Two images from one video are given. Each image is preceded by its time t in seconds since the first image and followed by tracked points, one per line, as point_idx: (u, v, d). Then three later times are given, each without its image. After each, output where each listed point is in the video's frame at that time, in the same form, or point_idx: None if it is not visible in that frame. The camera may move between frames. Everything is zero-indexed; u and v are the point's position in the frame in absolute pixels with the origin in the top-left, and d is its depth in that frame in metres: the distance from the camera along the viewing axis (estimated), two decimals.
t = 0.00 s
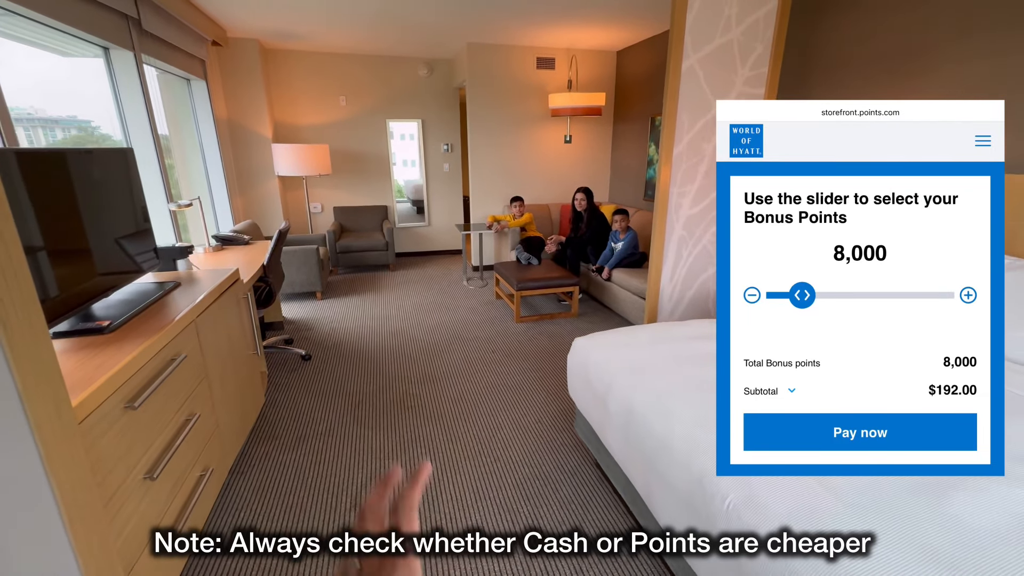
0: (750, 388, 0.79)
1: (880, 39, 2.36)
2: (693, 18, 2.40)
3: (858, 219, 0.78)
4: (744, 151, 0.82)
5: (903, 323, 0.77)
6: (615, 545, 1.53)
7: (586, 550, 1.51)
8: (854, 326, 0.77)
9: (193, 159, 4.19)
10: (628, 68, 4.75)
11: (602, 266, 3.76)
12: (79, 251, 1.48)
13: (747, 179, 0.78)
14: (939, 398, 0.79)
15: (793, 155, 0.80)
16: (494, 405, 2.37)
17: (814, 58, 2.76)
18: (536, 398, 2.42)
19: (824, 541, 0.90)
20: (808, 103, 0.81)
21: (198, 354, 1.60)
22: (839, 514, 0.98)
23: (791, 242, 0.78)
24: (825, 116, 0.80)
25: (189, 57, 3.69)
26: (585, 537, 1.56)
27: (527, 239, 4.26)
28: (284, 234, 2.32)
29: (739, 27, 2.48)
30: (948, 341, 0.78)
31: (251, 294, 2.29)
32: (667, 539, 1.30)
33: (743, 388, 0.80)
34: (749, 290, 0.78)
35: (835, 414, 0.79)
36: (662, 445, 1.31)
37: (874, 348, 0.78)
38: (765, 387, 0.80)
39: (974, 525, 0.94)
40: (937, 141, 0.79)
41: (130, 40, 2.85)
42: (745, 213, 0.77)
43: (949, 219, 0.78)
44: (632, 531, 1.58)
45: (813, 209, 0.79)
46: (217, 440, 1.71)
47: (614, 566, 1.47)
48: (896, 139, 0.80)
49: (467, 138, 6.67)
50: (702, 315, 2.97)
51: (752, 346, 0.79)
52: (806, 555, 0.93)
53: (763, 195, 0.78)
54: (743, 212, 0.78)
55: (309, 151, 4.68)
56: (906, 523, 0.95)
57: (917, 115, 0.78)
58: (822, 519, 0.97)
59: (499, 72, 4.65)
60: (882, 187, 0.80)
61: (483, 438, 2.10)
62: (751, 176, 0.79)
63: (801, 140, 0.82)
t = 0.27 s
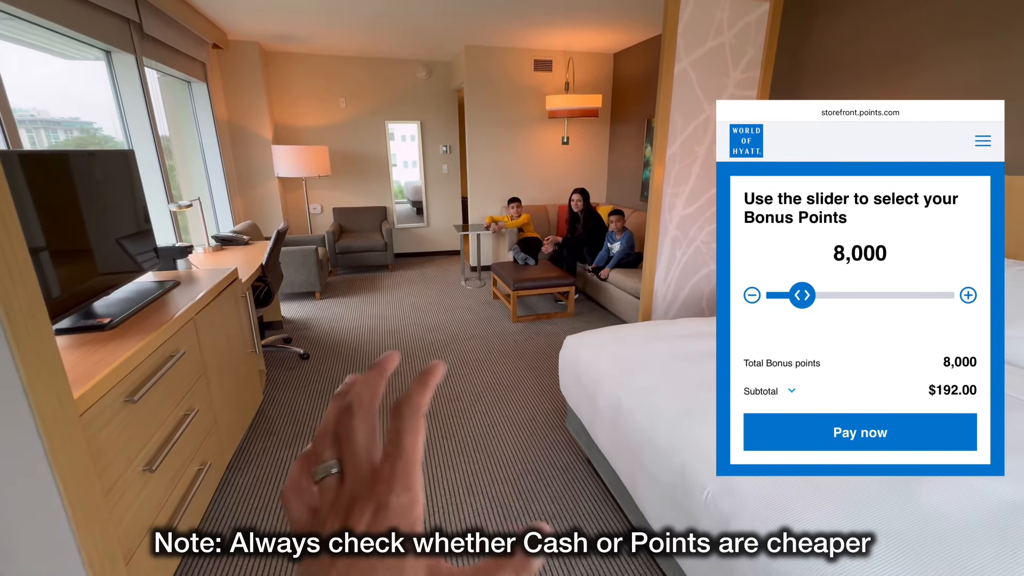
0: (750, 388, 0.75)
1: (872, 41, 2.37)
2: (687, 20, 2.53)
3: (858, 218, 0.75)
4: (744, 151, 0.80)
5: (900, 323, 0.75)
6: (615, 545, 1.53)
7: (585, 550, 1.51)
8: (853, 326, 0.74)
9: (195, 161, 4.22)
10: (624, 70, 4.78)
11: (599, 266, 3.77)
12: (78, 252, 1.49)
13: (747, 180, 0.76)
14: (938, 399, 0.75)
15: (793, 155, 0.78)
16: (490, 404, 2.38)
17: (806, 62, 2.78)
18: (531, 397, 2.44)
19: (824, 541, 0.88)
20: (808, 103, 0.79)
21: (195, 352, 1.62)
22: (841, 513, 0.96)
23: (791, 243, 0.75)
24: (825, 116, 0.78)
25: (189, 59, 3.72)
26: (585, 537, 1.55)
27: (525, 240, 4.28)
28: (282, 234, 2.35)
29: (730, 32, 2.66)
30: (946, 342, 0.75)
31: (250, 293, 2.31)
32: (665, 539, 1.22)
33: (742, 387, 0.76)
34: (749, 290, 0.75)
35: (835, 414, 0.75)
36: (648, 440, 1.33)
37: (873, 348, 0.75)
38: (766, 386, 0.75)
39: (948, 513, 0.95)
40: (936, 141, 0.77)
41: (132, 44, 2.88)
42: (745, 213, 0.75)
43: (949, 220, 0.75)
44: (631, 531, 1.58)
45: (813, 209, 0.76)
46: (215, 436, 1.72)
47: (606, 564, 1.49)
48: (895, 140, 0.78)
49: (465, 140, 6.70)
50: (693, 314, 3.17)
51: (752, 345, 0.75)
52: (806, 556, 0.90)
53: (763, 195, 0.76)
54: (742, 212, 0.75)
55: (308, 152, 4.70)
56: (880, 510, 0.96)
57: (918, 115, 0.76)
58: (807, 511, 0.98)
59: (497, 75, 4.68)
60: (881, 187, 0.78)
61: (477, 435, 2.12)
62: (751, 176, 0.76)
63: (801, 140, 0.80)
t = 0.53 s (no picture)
0: (749, 387, 0.74)
1: (868, 45, 2.38)
2: (681, 27, 2.61)
3: (858, 219, 0.74)
4: (744, 152, 0.78)
5: (899, 323, 0.74)
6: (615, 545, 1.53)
7: (586, 550, 1.52)
8: (852, 326, 0.74)
9: (198, 166, 4.26)
10: (623, 74, 4.81)
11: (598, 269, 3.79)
12: (82, 256, 1.50)
13: (747, 179, 0.75)
14: (940, 399, 0.75)
15: (794, 155, 0.77)
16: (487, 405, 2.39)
17: (802, 67, 2.80)
18: (529, 398, 2.45)
19: (824, 540, 0.88)
20: (808, 103, 0.78)
21: (197, 352, 1.63)
22: (842, 513, 0.95)
23: (791, 243, 0.74)
24: (825, 116, 0.77)
25: (192, 65, 3.75)
26: (585, 537, 1.56)
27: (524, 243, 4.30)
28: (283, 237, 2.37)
29: (726, 36, 2.71)
30: (946, 342, 0.74)
31: (251, 296, 2.33)
32: (667, 539, 1.17)
33: (742, 387, 0.75)
34: (749, 290, 0.74)
35: (835, 414, 0.74)
36: (637, 439, 1.34)
37: (872, 347, 0.74)
38: (765, 386, 0.75)
39: (920, 507, 0.97)
40: (936, 141, 0.76)
41: (136, 50, 2.92)
42: (745, 212, 0.74)
43: (949, 220, 0.74)
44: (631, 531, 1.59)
45: (813, 209, 0.75)
46: (216, 436, 1.74)
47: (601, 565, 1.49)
48: (894, 140, 0.76)
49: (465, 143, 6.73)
50: (690, 314, 3.21)
51: (752, 345, 0.75)
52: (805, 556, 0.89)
53: (763, 194, 0.74)
54: (743, 212, 0.74)
55: (310, 156, 4.73)
56: (854, 501, 0.99)
57: (918, 115, 0.74)
58: (793, 509, 0.98)
59: (496, 79, 4.72)
60: (881, 186, 0.77)
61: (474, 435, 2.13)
62: (751, 176, 0.75)
63: (801, 140, 0.79)
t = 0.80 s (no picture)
0: (750, 388, 0.75)
1: (861, 50, 2.40)
2: (675, 34, 2.64)
3: (858, 219, 0.75)
4: (744, 151, 0.78)
5: (901, 324, 0.75)
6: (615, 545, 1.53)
7: (586, 550, 1.53)
8: (854, 327, 0.75)
9: (197, 170, 4.27)
10: (620, 78, 4.83)
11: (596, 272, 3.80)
12: (82, 261, 1.51)
13: (747, 179, 0.75)
14: (940, 400, 0.76)
15: (794, 155, 0.77)
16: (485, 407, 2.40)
17: (795, 71, 2.82)
18: (527, 400, 2.46)
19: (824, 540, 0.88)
20: (808, 103, 0.78)
21: (195, 355, 1.64)
22: (840, 513, 0.96)
23: (792, 242, 0.75)
24: (825, 116, 0.77)
25: (192, 70, 3.77)
26: (585, 538, 1.57)
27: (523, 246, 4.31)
28: (281, 241, 2.38)
29: (722, 41, 2.73)
30: (946, 342, 0.75)
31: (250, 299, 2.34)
32: (666, 539, 1.15)
33: (743, 387, 0.77)
34: (749, 291, 0.75)
35: (835, 414, 0.76)
36: (630, 440, 1.35)
37: (873, 348, 0.75)
38: (765, 386, 0.76)
39: (912, 507, 0.97)
40: (935, 141, 0.76)
41: (136, 55, 2.93)
42: (745, 213, 0.74)
43: (949, 220, 0.74)
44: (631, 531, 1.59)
45: (813, 209, 0.76)
46: (213, 439, 1.74)
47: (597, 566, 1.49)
48: (894, 140, 0.77)
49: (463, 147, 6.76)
50: (687, 317, 3.23)
51: (752, 346, 0.76)
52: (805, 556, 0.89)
53: (763, 195, 0.75)
54: (743, 212, 0.75)
55: (309, 160, 4.75)
56: (845, 499, 1.00)
57: (918, 115, 0.75)
58: (784, 509, 0.99)
59: (494, 84, 4.74)
60: (882, 187, 0.77)
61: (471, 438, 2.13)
62: (751, 176, 0.76)
63: (801, 140, 0.79)
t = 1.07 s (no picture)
0: (750, 388, 0.75)
1: (860, 51, 2.40)
2: (674, 36, 2.64)
3: (858, 219, 0.74)
4: (744, 152, 0.77)
5: (902, 323, 0.75)
6: (615, 545, 1.53)
7: (586, 550, 1.52)
8: (854, 327, 0.75)
9: (197, 172, 4.28)
10: (620, 80, 4.84)
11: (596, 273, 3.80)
12: (83, 263, 1.52)
13: (747, 179, 0.75)
14: (940, 400, 0.77)
15: (793, 155, 0.76)
16: (485, 408, 2.40)
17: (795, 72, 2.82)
18: (526, 402, 2.46)
19: (824, 540, 0.87)
20: (808, 103, 0.76)
21: (195, 357, 1.64)
22: (839, 514, 0.96)
23: (792, 243, 0.74)
24: (825, 116, 0.76)
25: (192, 72, 3.78)
26: (585, 537, 1.57)
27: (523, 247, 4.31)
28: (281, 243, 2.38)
29: (720, 42, 2.74)
30: (946, 342, 0.75)
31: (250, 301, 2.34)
32: (666, 539, 1.15)
33: (743, 388, 0.77)
34: (748, 290, 0.75)
35: (835, 414, 0.76)
36: (630, 443, 1.34)
37: (873, 347, 0.75)
38: (764, 386, 0.77)
39: (911, 510, 0.96)
40: (937, 140, 0.75)
41: (137, 58, 2.94)
42: (745, 212, 0.74)
43: (949, 221, 0.74)
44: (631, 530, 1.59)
45: (813, 209, 0.76)
46: (213, 440, 1.74)
47: (596, 567, 1.48)
48: (895, 140, 0.75)
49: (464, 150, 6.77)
50: (686, 318, 3.23)
51: (752, 346, 0.76)
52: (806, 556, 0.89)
53: (763, 195, 0.75)
54: (743, 212, 0.74)
55: (310, 163, 4.76)
56: (842, 500, 1.00)
57: (918, 115, 0.73)
58: (781, 510, 0.99)
59: (494, 86, 4.75)
60: (881, 187, 0.76)
61: (470, 440, 2.13)
62: (751, 176, 0.75)
63: (801, 140, 0.78)
